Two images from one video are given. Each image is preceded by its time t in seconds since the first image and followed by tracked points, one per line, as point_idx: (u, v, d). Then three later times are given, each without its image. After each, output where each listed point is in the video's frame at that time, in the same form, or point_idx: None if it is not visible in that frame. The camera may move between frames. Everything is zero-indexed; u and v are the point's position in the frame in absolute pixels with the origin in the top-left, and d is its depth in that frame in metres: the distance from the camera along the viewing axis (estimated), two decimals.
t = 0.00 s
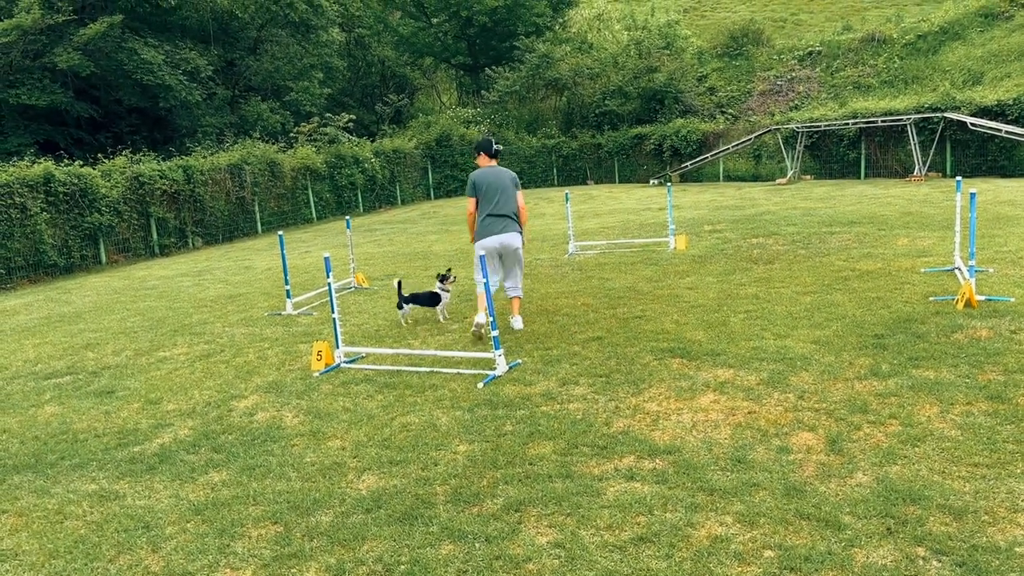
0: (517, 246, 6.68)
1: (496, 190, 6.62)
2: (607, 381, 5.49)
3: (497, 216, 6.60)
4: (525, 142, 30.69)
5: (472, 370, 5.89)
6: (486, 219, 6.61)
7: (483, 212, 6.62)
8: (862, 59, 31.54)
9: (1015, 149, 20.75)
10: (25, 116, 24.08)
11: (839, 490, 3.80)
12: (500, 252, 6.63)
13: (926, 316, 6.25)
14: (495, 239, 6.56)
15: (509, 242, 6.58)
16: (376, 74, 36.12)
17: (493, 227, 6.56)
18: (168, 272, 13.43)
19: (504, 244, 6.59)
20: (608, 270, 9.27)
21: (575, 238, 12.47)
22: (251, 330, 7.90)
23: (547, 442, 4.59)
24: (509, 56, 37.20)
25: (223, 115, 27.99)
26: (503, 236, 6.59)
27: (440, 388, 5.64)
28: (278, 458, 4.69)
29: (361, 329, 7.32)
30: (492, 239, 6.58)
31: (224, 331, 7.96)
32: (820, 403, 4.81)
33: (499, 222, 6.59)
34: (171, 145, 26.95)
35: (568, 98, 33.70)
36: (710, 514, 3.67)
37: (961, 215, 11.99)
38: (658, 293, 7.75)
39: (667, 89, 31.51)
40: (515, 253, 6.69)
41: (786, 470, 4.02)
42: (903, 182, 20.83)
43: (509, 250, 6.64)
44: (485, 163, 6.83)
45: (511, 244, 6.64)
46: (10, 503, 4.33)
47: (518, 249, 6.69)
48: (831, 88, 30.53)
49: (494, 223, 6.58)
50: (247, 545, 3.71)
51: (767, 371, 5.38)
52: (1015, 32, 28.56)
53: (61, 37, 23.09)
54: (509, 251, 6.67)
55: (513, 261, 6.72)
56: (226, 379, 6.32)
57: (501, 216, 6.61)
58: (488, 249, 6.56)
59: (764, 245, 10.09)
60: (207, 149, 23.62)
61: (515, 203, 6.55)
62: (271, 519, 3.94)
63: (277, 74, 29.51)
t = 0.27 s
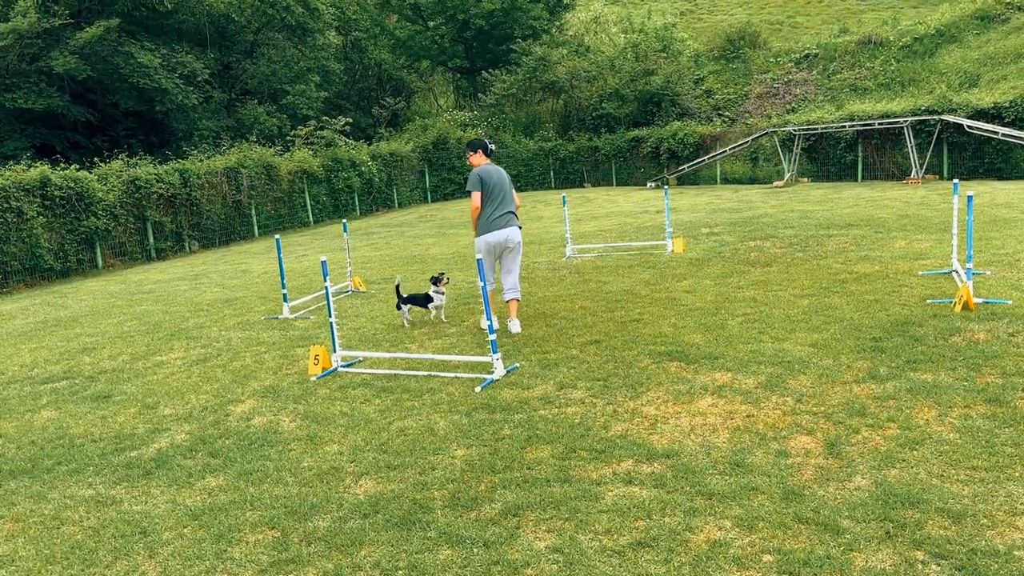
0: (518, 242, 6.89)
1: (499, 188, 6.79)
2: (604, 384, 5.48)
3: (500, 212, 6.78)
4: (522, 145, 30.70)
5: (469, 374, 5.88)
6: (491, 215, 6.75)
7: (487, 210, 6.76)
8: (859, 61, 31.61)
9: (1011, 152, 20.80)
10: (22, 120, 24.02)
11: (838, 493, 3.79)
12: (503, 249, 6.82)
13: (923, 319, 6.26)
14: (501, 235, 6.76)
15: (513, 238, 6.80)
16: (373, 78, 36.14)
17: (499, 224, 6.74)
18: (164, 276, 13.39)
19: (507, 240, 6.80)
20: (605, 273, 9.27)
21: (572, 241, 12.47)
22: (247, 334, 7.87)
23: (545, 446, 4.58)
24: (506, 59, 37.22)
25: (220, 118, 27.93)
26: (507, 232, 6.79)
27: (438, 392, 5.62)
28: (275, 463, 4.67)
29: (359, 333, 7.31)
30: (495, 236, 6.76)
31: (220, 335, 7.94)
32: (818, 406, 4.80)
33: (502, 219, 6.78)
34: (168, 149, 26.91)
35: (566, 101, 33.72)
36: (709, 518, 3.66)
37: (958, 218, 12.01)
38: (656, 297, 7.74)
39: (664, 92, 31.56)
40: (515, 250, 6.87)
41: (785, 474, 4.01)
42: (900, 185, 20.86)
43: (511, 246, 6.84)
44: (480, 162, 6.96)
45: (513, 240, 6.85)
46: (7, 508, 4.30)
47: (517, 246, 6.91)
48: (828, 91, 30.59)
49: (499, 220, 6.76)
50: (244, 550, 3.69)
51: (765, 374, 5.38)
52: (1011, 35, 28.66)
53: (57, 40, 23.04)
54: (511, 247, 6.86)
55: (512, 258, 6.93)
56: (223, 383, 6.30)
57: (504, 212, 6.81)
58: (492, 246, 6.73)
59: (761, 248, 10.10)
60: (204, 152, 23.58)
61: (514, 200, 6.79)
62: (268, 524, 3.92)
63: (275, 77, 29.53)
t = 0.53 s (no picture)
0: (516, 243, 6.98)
1: (492, 191, 6.90)
2: (607, 386, 5.48)
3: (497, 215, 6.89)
4: (522, 148, 30.73)
5: (471, 377, 5.87)
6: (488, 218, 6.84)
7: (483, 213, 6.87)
8: (858, 64, 31.67)
9: (1011, 154, 20.85)
10: (23, 123, 24.03)
11: (841, 494, 3.79)
12: (504, 251, 6.92)
13: (925, 321, 6.26)
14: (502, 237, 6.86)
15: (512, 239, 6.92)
16: (373, 81, 36.20)
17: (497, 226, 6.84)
18: (165, 279, 13.38)
19: (507, 242, 6.90)
20: (606, 275, 9.28)
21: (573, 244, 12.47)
22: (249, 336, 7.87)
23: (548, 448, 4.57)
24: (506, 62, 37.26)
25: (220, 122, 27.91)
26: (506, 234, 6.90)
27: (440, 394, 5.62)
28: (278, 465, 4.66)
29: (360, 335, 7.30)
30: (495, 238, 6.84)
31: (222, 338, 7.93)
32: (820, 408, 4.80)
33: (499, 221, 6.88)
34: (169, 152, 26.93)
35: (565, 103, 33.75)
36: (712, 520, 3.65)
37: (960, 220, 12.02)
38: (657, 299, 7.75)
39: (664, 94, 31.62)
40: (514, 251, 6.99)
41: (788, 476, 4.01)
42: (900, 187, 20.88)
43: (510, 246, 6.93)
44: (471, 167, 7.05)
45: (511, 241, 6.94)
46: (10, 511, 4.30)
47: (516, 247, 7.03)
48: (828, 93, 30.63)
49: (498, 222, 6.86)
50: (248, 552, 3.69)
51: (767, 375, 5.38)
52: (1010, 37, 28.73)
53: (58, 43, 23.04)
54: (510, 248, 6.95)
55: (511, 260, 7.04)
56: (226, 386, 6.30)
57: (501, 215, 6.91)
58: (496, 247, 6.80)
59: (762, 250, 10.10)
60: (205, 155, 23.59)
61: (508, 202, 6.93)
62: (271, 526, 3.92)
63: (275, 81, 29.57)
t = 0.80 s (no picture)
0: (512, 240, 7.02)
1: (485, 191, 7.04)
2: (607, 388, 5.47)
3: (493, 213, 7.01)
4: (521, 149, 30.74)
5: (472, 378, 5.87)
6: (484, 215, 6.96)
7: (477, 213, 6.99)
8: (858, 65, 31.70)
9: (1011, 155, 20.88)
10: (23, 126, 24.04)
11: (842, 496, 3.79)
12: (500, 247, 6.97)
13: (926, 322, 6.26)
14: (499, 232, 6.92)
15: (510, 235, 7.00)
16: (373, 83, 36.25)
17: (491, 223, 6.92)
18: (166, 281, 13.37)
19: (502, 239, 6.95)
20: (607, 276, 9.27)
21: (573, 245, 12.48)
22: (249, 338, 7.86)
23: (549, 449, 4.57)
24: (505, 64, 37.28)
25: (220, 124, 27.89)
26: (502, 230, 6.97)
27: (441, 396, 5.62)
28: (278, 466, 4.66)
29: (361, 337, 7.30)
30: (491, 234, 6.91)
31: (222, 339, 7.92)
32: (821, 409, 4.80)
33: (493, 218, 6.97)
34: (168, 154, 26.94)
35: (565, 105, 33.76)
36: (714, 521, 3.65)
37: (959, 222, 12.05)
38: (657, 301, 7.74)
39: (663, 96, 31.67)
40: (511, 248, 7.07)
41: (789, 477, 4.01)
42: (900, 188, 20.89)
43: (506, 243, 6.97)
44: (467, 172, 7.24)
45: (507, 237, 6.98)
46: (10, 512, 4.29)
47: (514, 244, 7.10)
48: (827, 94, 30.66)
49: (491, 220, 6.95)
50: (249, 554, 3.68)
51: (768, 377, 5.38)
52: (1009, 39, 28.77)
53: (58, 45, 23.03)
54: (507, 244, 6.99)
55: (508, 256, 7.10)
56: (226, 388, 6.29)
57: (497, 213, 7.02)
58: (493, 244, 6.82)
59: (762, 251, 10.10)
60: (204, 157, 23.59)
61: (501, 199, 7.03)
62: (272, 528, 3.91)
63: (275, 83, 29.60)
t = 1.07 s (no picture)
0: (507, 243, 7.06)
1: (486, 193, 7.04)
2: (607, 390, 5.47)
3: (491, 216, 7.03)
4: (521, 151, 30.75)
5: (472, 380, 5.87)
6: (481, 219, 6.99)
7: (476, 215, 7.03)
8: (858, 67, 31.74)
9: (1010, 157, 20.89)
10: (23, 127, 24.04)
11: (843, 497, 3.79)
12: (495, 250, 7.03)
13: (925, 324, 6.26)
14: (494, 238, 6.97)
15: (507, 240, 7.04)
16: (373, 85, 36.34)
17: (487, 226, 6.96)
18: (166, 283, 13.37)
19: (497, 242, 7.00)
20: (607, 278, 9.27)
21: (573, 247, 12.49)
22: (249, 340, 7.86)
23: (549, 451, 4.57)
24: (505, 65, 37.31)
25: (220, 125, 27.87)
26: (498, 234, 7.03)
27: (441, 398, 5.62)
28: (278, 468, 4.65)
29: (361, 339, 7.30)
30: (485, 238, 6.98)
31: (222, 341, 7.92)
32: (821, 411, 4.80)
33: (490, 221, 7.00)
34: (168, 156, 26.95)
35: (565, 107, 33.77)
36: (714, 523, 3.65)
37: (959, 224, 12.07)
38: (657, 302, 7.74)
39: (663, 98, 31.71)
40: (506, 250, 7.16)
41: (790, 479, 4.01)
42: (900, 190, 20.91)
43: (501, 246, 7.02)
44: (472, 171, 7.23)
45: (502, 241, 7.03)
46: (10, 515, 4.29)
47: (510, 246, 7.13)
48: (827, 96, 30.69)
49: (489, 223, 6.99)
50: (249, 556, 3.68)
51: (768, 379, 5.38)
52: (1008, 41, 28.80)
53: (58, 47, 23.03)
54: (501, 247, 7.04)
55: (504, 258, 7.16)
56: (226, 390, 6.29)
57: (495, 216, 7.04)
58: (485, 248, 6.88)
59: (762, 253, 10.11)
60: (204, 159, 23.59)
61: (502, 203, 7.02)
62: (272, 530, 3.91)
63: (275, 84, 29.64)
